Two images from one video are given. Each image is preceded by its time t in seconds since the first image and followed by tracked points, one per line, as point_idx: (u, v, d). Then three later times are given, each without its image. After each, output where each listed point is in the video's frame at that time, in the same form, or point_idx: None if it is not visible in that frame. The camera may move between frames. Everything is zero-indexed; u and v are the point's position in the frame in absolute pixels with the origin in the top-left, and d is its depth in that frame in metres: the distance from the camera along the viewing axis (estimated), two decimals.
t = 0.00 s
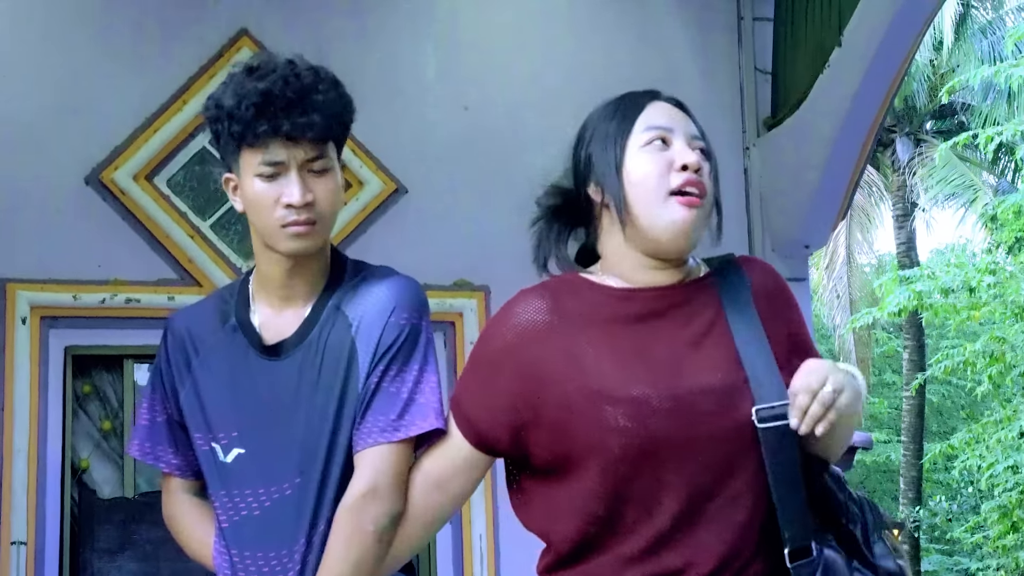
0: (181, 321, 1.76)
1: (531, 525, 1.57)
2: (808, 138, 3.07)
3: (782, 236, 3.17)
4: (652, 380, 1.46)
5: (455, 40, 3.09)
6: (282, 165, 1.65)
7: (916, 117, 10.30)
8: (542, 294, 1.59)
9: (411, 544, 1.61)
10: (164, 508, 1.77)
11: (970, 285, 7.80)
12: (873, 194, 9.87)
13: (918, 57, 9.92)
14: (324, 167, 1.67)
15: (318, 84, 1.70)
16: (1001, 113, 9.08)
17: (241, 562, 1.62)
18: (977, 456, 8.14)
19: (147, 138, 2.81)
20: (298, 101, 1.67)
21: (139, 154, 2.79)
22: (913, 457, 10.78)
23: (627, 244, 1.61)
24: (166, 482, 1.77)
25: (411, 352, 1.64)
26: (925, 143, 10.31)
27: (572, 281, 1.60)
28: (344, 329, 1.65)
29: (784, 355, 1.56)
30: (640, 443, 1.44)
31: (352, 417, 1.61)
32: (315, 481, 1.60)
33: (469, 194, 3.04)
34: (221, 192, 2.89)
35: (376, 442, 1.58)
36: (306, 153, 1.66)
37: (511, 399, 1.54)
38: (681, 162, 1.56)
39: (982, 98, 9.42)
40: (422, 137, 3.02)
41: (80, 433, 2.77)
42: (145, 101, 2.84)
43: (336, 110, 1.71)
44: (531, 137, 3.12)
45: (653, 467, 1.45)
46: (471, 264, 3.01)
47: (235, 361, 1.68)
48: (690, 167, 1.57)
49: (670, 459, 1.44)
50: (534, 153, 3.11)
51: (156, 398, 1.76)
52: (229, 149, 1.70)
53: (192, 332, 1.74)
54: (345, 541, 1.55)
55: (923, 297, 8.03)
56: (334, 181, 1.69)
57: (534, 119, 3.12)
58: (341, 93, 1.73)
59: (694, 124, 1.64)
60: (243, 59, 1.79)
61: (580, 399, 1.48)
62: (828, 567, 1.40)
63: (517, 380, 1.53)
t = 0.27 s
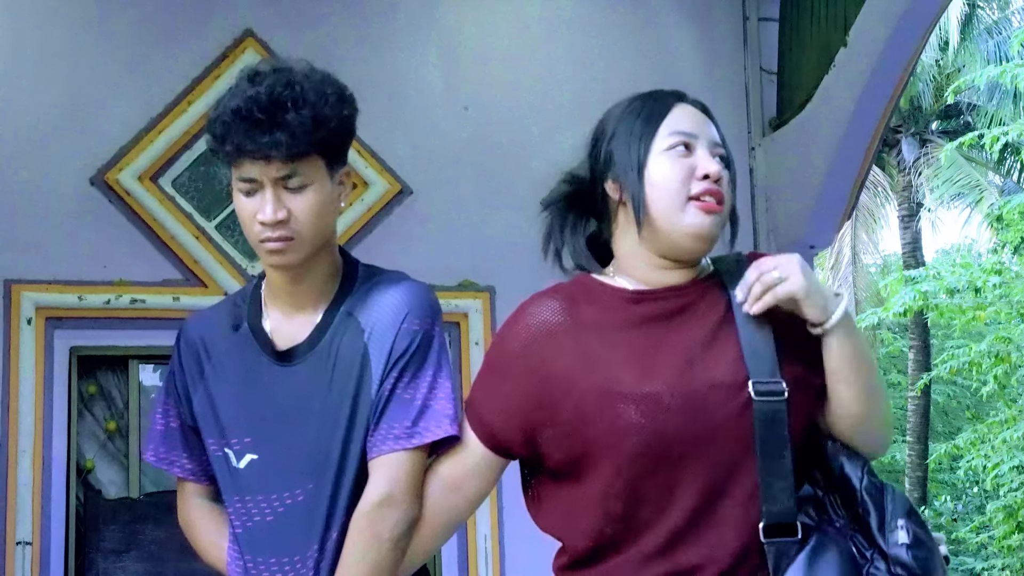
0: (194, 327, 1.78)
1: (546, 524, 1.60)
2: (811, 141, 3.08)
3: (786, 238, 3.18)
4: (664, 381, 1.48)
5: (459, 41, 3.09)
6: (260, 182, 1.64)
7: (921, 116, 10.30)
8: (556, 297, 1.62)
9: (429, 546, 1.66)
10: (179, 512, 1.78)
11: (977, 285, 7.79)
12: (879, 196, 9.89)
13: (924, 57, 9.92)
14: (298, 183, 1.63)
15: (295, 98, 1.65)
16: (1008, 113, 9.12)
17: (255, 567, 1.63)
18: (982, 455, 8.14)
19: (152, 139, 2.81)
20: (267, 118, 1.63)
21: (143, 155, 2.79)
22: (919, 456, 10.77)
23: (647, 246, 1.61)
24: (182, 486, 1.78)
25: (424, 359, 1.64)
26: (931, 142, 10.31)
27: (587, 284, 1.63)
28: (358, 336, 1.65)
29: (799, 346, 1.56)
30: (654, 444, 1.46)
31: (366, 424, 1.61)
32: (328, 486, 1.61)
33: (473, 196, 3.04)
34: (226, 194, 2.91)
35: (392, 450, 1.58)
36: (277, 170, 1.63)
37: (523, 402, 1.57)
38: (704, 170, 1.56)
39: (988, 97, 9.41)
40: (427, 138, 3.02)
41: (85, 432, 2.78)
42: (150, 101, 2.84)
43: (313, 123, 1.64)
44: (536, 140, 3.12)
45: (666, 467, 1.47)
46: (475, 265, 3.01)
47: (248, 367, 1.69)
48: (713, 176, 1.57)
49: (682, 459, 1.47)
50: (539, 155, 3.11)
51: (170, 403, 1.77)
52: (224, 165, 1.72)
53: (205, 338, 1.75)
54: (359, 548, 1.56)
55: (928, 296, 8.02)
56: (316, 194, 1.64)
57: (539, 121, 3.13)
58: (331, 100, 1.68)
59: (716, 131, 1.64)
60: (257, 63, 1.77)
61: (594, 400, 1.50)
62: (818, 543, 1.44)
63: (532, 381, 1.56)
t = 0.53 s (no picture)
0: (196, 310, 1.71)
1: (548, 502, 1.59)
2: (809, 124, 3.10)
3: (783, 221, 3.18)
4: (683, 348, 1.49)
5: (455, 23, 3.09)
6: (242, 179, 1.56)
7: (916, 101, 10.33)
8: (561, 279, 1.61)
9: (431, 535, 1.62)
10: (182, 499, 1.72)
11: (972, 269, 7.81)
12: (873, 179, 9.88)
13: (920, 40, 9.94)
14: (281, 180, 1.54)
15: (272, 95, 1.55)
16: (1003, 96, 9.06)
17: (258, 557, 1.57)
18: (977, 439, 8.17)
19: (147, 124, 2.80)
20: (243, 117, 1.54)
21: (138, 140, 2.78)
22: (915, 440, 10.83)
23: (648, 232, 1.60)
24: (185, 473, 1.71)
25: (427, 345, 1.59)
26: (926, 127, 10.32)
27: (592, 267, 1.63)
28: (360, 321, 1.59)
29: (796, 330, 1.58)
30: (676, 412, 1.45)
31: (368, 412, 1.56)
32: (332, 473, 1.55)
33: (469, 180, 3.03)
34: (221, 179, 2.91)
35: (395, 437, 1.53)
36: (258, 168, 1.54)
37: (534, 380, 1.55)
38: (710, 162, 1.55)
39: (983, 82, 9.43)
40: (423, 122, 3.02)
41: (81, 418, 2.78)
42: (145, 85, 2.84)
43: (290, 120, 1.55)
44: (532, 122, 3.11)
45: (686, 435, 1.47)
46: (472, 249, 3.00)
47: (250, 350, 1.63)
48: (717, 167, 1.55)
49: (703, 426, 1.47)
50: (535, 138, 3.11)
51: (174, 389, 1.69)
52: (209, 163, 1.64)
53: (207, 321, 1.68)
54: (365, 537, 1.51)
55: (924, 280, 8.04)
56: (302, 190, 1.56)
57: (536, 103, 3.12)
58: (314, 91, 1.59)
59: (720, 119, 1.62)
60: (241, 52, 1.68)
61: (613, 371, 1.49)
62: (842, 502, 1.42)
63: (545, 357, 1.54)
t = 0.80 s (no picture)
0: (199, 304, 1.70)
1: (549, 488, 1.58)
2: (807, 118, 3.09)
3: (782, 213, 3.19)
4: (696, 333, 1.48)
5: (453, 15, 3.08)
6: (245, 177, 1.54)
7: (916, 94, 10.31)
8: (569, 261, 1.59)
9: (437, 526, 1.61)
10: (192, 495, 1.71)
11: (971, 262, 7.80)
12: (872, 171, 9.88)
13: (920, 32, 9.93)
14: (285, 180, 1.53)
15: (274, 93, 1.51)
16: (1003, 89, 9.06)
17: (266, 549, 1.57)
18: (976, 432, 8.17)
19: (146, 117, 2.80)
20: (245, 116, 1.51)
21: (137, 134, 2.78)
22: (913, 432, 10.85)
23: (660, 232, 1.58)
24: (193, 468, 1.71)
25: (430, 337, 1.58)
26: (925, 119, 10.32)
27: (599, 254, 1.59)
28: (360, 315, 1.59)
29: (788, 322, 1.60)
30: (692, 395, 1.45)
31: (372, 406, 1.55)
32: (337, 464, 1.55)
33: (468, 172, 3.03)
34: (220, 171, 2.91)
35: (399, 430, 1.52)
36: (261, 169, 1.52)
37: (545, 362, 1.53)
38: (720, 167, 1.52)
39: (983, 74, 9.41)
40: (422, 114, 3.02)
41: (80, 410, 2.79)
42: (143, 78, 2.84)
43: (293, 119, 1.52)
44: (531, 114, 3.11)
45: (696, 418, 1.46)
46: (472, 241, 3.01)
47: (255, 343, 1.63)
48: (725, 172, 1.53)
49: (713, 410, 1.47)
50: (534, 129, 3.11)
51: (178, 384, 1.68)
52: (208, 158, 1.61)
53: (211, 316, 1.68)
54: (372, 530, 1.51)
55: (923, 274, 8.04)
56: (305, 190, 1.55)
57: (534, 94, 3.12)
58: (315, 88, 1.56)
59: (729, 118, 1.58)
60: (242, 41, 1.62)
61: (629, 353, 1.47)
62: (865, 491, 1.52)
63: (556, 339, 1.52)
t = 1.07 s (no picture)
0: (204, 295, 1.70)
1: (537, 478, 1.58)
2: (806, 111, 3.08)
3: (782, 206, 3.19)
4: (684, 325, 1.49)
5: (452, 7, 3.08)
6: (266, 167, 1.55)
7: (915, 88, 10.31)
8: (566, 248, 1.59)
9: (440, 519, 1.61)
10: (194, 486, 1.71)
11: (970, 255, 7.80)
12: (872, 165, 9.87)
13: (919, 26, 9.93)
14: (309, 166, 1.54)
15: (296, 79, 1.54)
16: (1002, 82, 9.07)
17: (269, 542, 1.56)
18: (976, 425, 8.17)
19: (145, 110, 2.80)
20: (269, 104, 1.53)
21: (136, 126, 2.78)
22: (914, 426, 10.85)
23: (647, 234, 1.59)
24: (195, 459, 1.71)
25: (436, 332, 1.58)
26: (925, 112, 10.31)
27: (595, 243, 1.59)
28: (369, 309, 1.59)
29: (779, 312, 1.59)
30: (675, 386, 1.45)
31: (377, 399, 1.55)
32: (339, 456, 1.55)
33: (467, 165, 3.03)
34: (221, 164, 2.88)
35: (404, 424, 1.53)
36: (284, 156, 1.53)
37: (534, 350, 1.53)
38: (707, 175, 1.52)
39: (982, 67, 9.41)
40: (421, 107, 3.02)
41: (80, 403, 2.79)
42: (142, 71, 2.83)
43: (316, 105, 1.55)
44: (530, 106, 3.11)
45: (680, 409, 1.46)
46: (471, 234, 3.01)
47: (259, 335, 1.62)
48: (714, 178, 1.52)
49: (698, 403, 1.47)
50: (534, 121, 3.11)
51: (182, 375, 1.68)
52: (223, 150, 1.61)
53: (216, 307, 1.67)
54: (376, 523, 1.51)
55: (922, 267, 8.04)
56: (325, 177, 1.56)
57: (533, 86, 3.12)
58: (332, 75, 1.58)
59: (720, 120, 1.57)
60: (246, 39, 1.65)
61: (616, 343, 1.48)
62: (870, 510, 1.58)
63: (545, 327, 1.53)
